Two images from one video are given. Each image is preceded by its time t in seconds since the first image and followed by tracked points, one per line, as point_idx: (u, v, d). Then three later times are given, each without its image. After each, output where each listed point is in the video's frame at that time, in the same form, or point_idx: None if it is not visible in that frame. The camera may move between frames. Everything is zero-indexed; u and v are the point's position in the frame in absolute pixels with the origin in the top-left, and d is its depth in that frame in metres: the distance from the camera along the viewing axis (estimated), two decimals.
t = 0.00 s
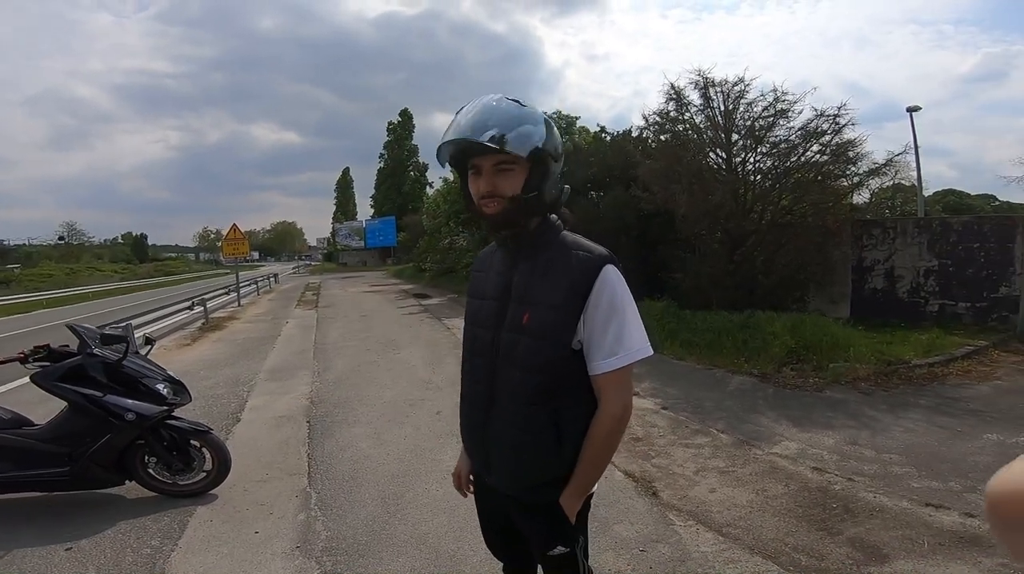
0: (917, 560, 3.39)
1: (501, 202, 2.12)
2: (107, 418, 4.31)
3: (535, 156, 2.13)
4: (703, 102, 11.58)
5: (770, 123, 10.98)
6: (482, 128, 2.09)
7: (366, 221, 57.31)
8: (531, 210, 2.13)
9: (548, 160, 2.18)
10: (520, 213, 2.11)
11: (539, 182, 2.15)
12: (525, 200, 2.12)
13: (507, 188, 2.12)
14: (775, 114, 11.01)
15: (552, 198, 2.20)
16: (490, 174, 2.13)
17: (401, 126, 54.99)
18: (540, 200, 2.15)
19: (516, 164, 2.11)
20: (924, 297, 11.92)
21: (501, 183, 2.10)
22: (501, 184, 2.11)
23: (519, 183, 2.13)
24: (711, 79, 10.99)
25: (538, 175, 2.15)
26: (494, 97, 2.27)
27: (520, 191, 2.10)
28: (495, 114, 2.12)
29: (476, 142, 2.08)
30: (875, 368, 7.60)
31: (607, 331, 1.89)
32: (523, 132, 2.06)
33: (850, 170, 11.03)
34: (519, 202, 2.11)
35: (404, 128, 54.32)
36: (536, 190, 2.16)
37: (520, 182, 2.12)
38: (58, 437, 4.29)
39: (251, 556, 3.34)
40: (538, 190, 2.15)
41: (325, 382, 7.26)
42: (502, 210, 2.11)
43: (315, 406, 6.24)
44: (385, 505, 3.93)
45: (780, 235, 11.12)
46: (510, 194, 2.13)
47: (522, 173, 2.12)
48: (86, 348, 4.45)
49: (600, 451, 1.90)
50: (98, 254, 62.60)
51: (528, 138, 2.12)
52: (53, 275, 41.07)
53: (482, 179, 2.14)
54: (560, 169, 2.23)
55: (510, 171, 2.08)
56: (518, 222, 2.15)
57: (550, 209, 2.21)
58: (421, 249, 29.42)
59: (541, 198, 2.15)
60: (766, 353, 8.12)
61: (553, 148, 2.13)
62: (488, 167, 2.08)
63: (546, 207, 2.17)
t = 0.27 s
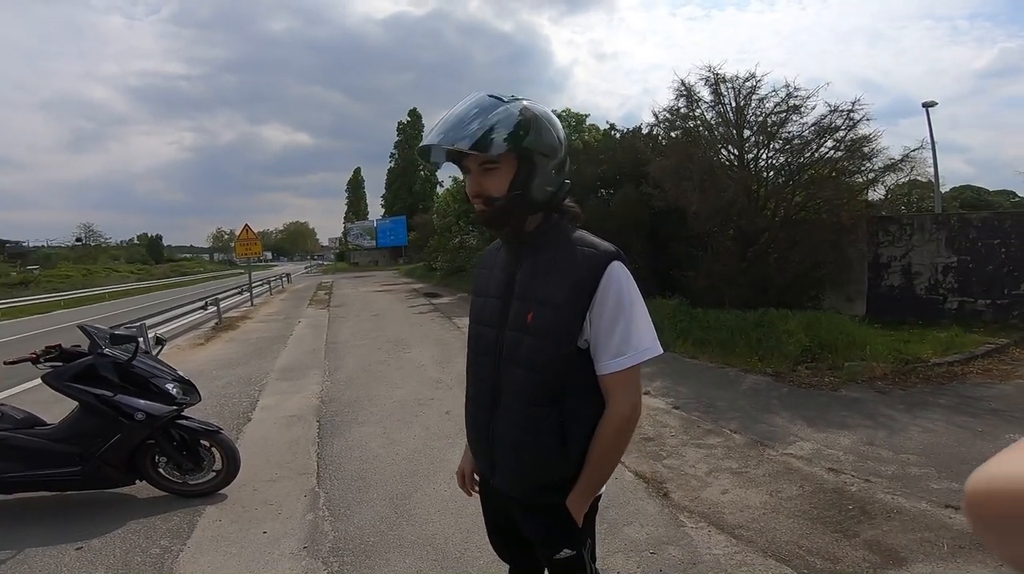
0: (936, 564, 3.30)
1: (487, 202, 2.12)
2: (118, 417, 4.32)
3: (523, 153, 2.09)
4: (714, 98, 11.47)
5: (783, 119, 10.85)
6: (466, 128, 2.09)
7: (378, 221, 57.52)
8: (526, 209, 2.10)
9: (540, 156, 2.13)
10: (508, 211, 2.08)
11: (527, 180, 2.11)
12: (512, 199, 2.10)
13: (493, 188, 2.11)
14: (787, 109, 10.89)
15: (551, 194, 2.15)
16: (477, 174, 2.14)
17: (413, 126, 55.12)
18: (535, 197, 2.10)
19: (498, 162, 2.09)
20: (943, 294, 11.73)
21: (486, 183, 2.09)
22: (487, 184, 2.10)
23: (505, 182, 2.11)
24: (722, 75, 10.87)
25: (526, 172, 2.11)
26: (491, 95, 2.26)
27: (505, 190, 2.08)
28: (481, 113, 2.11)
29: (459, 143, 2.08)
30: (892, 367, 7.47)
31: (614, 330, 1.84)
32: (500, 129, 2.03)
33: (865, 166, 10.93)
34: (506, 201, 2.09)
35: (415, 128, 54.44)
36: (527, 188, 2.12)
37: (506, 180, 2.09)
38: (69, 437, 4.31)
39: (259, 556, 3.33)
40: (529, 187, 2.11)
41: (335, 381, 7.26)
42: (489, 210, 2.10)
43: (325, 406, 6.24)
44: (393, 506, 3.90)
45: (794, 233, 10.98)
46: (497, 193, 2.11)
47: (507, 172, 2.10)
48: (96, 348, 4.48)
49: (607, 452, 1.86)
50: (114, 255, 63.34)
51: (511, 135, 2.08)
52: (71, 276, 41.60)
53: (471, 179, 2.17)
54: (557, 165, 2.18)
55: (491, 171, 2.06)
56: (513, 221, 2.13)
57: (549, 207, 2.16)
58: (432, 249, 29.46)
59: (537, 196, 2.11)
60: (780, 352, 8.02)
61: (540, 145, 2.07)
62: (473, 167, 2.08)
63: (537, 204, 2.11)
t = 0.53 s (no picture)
0: None
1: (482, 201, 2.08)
2: (128, 419, 4.33)
3: (521, 150, 2.04)
4: (729, 93, 11.30)
5: (800, 114, 10.65)
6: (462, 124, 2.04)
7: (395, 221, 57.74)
8: (525, 207, 2.05)
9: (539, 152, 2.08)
10: (504, 209, 2.04)
11: (523, 176, 2.05)
12: (509, 197, 2.05)
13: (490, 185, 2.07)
14: (805, 104, 10.68)
15: (552, 190, 2.09)
16: (473, 172, 2.12)
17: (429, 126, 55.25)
18: (533, 195, 2.05)
19: (491, 159, 2.05)
20: (969, 292, 11.42)
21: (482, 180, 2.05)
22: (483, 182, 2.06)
23: (502, 179, 2.06)
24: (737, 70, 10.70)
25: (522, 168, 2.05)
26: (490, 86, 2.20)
27: (501, 188, 2.04)
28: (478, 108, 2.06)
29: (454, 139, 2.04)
30: (917, 367, 7.29)
31: (618, 334, 1.77)
32: (489, 124, 1.99)
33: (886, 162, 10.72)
34: (503, 199, 2.05)
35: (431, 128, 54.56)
36: (525, 185, 2.07)
37: (503, 178, 2.05)
38: (80, 438, 4.33)
39: (266, 559, 3.30)
40: (526, 184, 2.06)
41: (348, 381, 7.25)
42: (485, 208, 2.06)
43: (337, 407, 6.22)
44: (401, 508, 3.86)
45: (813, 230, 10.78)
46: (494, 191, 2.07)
47: (503, 169, 2.05)
48: (107, 350, 4.50)
49: (610, 462, 1.79)
50: (136, 257, 64.26)
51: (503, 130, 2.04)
52: (93, 277, 42.30)
53: (467, 178, 2.14)
54: (557, 161, 2.12)
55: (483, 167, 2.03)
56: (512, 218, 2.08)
57: (551, 204, 2.10)
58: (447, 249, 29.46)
59: (536, 193, 2.05)
60: (799, 352, 7.86)
61: (537, 140, 2.02)
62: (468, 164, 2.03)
63: (537, 201, 2.05)
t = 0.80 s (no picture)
0: None
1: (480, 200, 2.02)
2: (140, 419, 4.35)
3: (519, 146, 1.97)
4: (748, 90, 11.11)
5: (822, 111, 10.44)
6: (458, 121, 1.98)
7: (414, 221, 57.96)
8: (524, 206, 2.00)
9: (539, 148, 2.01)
10: (502, 209, 1.99)
11: (522, 174, 1.99)
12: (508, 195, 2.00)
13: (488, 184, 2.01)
14: (826, 101, 10.46)
15: (553, 188, 2.03)
16: (470, 170, 2.07)
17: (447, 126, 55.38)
18: (534, 193, 2.00)
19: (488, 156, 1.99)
20: (998, 293, 11.13)
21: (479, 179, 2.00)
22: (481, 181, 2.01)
23: (501, 177, 2.00)
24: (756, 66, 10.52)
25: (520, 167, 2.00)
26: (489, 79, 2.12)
27: (499, 186, 1.98)
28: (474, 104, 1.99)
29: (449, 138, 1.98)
30: (943, 370, 7.08)
31: (620, 341, 1.70)
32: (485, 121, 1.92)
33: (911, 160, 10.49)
34: (502, 198, 1.99)
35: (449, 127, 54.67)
36: (525, 183, 2.01)
37: (501, 176, 1.99)
38: (92, 438, 4.36)
39: (272, 561, 3.28)
40: (526, 182, 2.00)
41: (361, 381, 7.25)
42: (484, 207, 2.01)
43: (350, 407, 6.21)
44: (408, 511, 3.82)
45: (835, 230, 10.58)
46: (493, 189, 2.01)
47: (502, 167, 1.99)
48: (120, 350, 4.52)
49: (612, 475, 1.72)
50: (160, 256, 65.31)
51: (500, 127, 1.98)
52: (118, 276, 43.04)
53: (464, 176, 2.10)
54: (558, 156, 2.05)
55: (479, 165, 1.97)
56: (511, 218, 2.03)
57: (552, 202, 2.04)
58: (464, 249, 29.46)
59: (538, 192, 2.00)
60: (821, 354, 7.69)
61: (536, 136, 1.95)
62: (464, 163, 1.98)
63: (537, 199, 2.00)
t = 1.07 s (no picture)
0: None
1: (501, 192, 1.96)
2: (162, 414, 4.41)
3: (541, 139, 1.95)
4: (775, 87, 10.92)
5: (853, 108, 10.19)
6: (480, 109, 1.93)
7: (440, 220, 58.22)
8: (542, 200, 1.97)
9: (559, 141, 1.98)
10: (524, 202, 1.94)
11: (543, 167, 1.96)
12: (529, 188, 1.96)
13: (509, 176, 1.96)
14: (857, 98, 10.21)
15: (570, 183, 2.02)
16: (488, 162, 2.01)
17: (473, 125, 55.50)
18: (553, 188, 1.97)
19: (510, 146, 1.94)
20: None
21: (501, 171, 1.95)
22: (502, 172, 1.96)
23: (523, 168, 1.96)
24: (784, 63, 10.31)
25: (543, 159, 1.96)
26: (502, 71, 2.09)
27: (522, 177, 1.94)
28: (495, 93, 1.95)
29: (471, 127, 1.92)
30: (979, 375, 6.83)
31: (635, 344, 1.65)
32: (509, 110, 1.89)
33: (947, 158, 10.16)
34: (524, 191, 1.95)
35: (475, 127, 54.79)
36: (544, 177, 1.98)
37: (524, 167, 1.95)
38: (116, 432, 4.43)
39: (285, 557, 3.28)
40: (546, 175, 1.97)
41: (381, 379, 7.27)
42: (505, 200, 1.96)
43: (369, 404, 6.23)
44: (421, 510, 3.81)
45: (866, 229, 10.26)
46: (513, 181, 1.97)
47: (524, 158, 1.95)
48: (144, 346, 4.59)
49: (625, 481, 1.67)
50: (192, 254, 66.66)
51: (523, 117, 1.94)
52: (152, 274, 44.02)
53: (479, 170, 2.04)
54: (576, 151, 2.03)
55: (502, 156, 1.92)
56: (528, 213, 1.98)
57: (565, 197, 2.02)
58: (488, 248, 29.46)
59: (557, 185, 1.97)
60: (851, 358, 7.49)
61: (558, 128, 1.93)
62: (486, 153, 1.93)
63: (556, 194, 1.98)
